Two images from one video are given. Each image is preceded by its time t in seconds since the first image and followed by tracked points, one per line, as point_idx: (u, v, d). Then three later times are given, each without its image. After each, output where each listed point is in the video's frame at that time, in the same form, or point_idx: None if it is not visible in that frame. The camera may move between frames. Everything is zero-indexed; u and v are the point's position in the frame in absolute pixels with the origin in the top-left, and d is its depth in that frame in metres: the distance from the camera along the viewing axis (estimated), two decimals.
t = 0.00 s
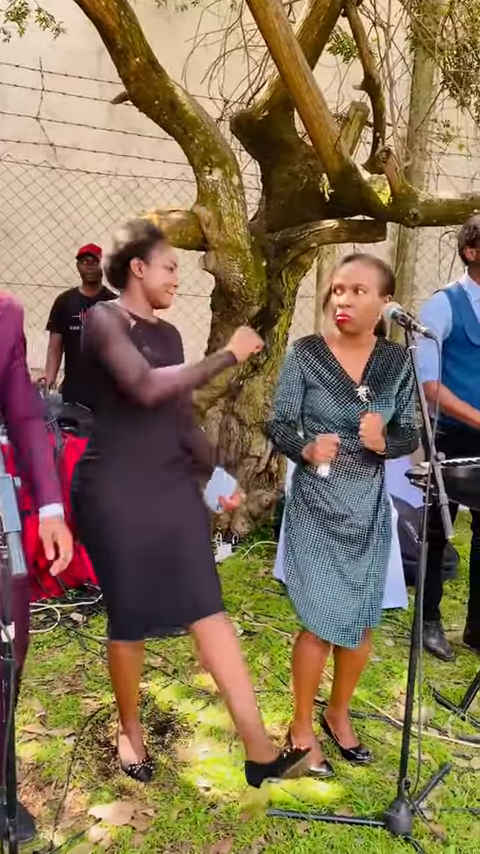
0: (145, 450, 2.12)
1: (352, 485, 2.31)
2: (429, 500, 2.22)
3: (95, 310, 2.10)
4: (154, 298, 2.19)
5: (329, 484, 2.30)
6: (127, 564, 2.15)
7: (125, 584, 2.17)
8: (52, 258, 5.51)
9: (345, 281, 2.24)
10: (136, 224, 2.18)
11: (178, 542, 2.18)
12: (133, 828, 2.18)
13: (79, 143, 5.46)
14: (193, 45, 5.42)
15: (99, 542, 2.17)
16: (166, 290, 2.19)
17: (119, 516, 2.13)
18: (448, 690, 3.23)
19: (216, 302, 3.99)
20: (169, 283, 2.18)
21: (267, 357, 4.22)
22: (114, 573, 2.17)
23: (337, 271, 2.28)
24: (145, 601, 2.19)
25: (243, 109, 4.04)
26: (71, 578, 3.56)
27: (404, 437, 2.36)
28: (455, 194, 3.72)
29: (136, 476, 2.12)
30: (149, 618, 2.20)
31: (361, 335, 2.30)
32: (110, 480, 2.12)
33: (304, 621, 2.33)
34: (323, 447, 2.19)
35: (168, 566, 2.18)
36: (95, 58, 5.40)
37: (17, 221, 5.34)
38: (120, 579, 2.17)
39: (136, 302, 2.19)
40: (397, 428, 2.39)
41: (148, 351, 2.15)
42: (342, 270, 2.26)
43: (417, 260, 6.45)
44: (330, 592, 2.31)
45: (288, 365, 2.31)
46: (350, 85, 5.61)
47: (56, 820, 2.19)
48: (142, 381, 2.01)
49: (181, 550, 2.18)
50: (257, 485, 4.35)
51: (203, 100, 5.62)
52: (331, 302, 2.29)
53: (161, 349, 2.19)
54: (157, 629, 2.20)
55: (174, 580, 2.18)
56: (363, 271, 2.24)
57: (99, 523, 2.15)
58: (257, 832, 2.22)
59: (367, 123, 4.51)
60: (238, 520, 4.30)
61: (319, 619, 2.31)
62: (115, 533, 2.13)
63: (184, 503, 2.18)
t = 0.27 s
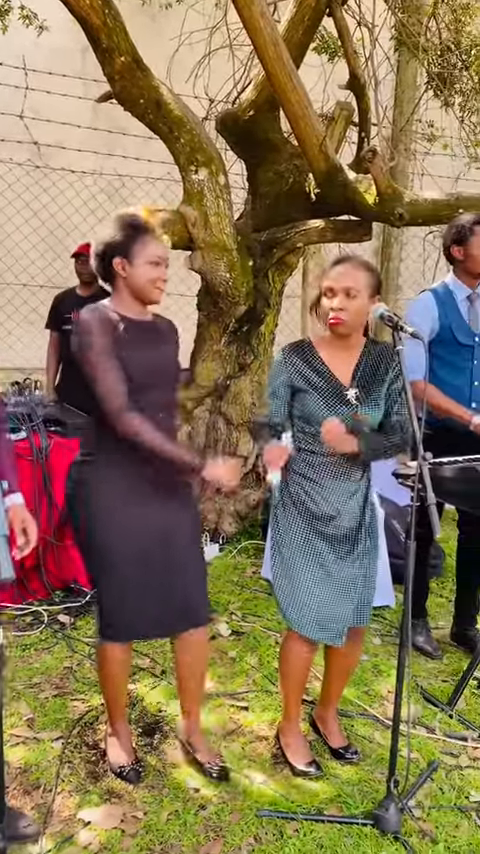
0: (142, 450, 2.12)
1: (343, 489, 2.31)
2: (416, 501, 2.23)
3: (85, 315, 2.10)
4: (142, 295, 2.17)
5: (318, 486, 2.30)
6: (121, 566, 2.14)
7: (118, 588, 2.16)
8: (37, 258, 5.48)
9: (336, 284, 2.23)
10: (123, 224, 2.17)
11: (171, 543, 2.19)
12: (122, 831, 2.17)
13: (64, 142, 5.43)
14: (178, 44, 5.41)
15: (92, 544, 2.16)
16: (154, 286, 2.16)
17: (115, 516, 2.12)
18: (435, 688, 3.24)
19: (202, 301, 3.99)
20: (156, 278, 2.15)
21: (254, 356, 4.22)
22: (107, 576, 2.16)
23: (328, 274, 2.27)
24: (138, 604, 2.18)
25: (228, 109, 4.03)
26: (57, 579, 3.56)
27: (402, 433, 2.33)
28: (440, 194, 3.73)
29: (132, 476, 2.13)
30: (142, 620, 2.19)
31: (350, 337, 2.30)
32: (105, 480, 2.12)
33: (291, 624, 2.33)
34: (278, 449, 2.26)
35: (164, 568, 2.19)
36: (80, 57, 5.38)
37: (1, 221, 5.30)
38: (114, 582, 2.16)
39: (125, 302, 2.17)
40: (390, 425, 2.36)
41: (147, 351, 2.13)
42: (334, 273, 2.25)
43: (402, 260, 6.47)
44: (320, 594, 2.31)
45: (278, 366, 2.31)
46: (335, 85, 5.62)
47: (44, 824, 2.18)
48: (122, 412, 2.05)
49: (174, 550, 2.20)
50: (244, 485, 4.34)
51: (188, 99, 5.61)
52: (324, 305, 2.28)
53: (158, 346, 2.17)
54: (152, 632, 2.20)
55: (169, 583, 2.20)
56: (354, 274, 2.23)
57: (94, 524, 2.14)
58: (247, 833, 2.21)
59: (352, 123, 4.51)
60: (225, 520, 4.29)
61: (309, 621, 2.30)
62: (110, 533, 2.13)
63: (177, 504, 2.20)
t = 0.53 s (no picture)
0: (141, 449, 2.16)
1: (326, 486, 2.30)
2: (405, 498, 2.23)
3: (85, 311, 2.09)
4: (141, 288, 2.16)
5: (301, 483, 2.28)
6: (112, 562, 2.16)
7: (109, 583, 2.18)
8: (22, 256, 5.44)
9: (352, 287, 2.19)
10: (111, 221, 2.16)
11: (162, 541, 2.23)
12: (111, 833, 2.16)
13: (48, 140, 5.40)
14: (163, 41, 5.39)
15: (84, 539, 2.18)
16: (152, 278, 2.16)
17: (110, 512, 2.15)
18: (424, 685, 3.25)
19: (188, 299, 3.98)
20: (151, 270, 2.15)
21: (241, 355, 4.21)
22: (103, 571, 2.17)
23: (334, 274, 2.21)
24: (128, 599, 2.21)
25: (214, 106, 4.02)
26: (43, 579, 3.54)
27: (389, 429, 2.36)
28: (426, 192, 3.74)
29: (129, 474, 2.16)
30: (130, 616, 2.22)
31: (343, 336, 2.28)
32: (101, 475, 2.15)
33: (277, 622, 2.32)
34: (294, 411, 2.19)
35: (155, 565, 2.24)
36: (64, 54, 5.35)
37: None
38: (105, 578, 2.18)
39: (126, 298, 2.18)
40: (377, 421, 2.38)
41: (148, 352, 2.14)
42: (341, 274, 2.20)
43: (387, 258, 6.49)
44: (307, 592, 2.31)
45: (263, 362, 2.28)
46: (320, 83, 5.62)
47: (32, 827, 2.16)
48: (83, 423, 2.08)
49: (165, 547, 2.25)
50: (231, 483, 4.34)
51: (174, 96, 5.59)
52: (328, 305, 2.21)
53: (158, 347, 2.17)
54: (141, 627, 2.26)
55: (158, 578, 2.26)
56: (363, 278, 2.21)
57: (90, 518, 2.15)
58: (237, 833, 2.20)
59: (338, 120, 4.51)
60: (213, 519, 4.28)
61: (294, 619, 2.30)
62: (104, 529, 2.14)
63: (171, 502, 2.25)
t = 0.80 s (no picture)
0: (134, 449, 2.16)
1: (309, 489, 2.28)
2: (395, 498, 2.23)
3: (79, 310, 2.09)
4: (134, 289, 2.15)
5: (287, 486, 2.27)
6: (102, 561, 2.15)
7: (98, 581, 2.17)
8: (8, 256, 5.41)
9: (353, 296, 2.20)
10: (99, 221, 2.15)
11: (152, 541, 2.23)
12: (102, 836, 2.15)
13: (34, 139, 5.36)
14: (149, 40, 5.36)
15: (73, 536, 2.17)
16: (145, 280, 2.14)
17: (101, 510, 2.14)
18: (413, 684, 3.25)
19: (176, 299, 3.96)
20: (143, 270, 2.12)
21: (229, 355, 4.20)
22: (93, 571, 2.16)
23: (333, 282, 2.19)
24: (118, 601, 2.19)
25: (201, 105, 4.01)
26: (32, 581, 3.52)
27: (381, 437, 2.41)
28: (414, 192, 3.74)
29: (121, 473, 2.15)
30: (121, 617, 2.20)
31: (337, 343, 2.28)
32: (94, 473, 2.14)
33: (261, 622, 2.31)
34: (334, 437, 2.17)
35: (145, 564, 2.23)
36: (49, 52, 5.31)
37: None
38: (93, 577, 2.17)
39: (123, 301, 2.17)
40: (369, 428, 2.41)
41: (144, 354, 2.13)
42: (340, 282, 2.19)
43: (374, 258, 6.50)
44: (292, 592, 2.30)
45: (247, 362, 2.26)
46: (307, 82, 5.61)
47: (22, 832, 2.15)
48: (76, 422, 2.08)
49: (156, 547, 2.24)
50: (220, 483, 4.33)
51: (160, 95, 5.57)
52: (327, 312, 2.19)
53: (154, 349, 2.16)
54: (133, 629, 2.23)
55: (148, 578, 2.25)
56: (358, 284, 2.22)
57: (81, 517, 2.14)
58: (228, 835, 2.20)
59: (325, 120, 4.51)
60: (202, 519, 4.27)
61: (280, 619, 2.29)
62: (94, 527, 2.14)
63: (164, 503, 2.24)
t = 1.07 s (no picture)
0: (118, 449, 2.17)
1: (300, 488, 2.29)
2: (386, 497, 2.23)
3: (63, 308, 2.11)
4: (121, 290, 2.14)
5: (281, 485, 2.27)
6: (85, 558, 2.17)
7: (80, 579, 2.18)
8: None
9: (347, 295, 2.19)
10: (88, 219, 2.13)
11: (136, 540, 2.24)
12: (93, 838, 2.13)
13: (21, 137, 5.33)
14: (137, 38, 5.34)
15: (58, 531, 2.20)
16: (130, 282, 2.13)
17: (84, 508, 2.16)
18: (405, 682, 3.25)
19: (165, 298, 3.95)
20: (128, 270, 2.11)
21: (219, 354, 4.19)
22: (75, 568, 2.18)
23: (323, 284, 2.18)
24: (100, 598, 2.20)
25: (189, 103, 4.00)
26: (21, 582, 3.50)
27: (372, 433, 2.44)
28: (403, 190, 3.75)
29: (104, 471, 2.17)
30: (104, 615, 2.21)
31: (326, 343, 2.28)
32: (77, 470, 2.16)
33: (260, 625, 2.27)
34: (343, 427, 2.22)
35: (130, 564, 2.24)
36: (36, 50, 5.29)
37: None
38: (76, 574, 2.18)
39: (109, 302, 2.18)
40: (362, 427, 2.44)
41: (128, 353, 2.13)
42: (330, 282, 2.19)
43: (363, 257, 6.51)
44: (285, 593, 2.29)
45: (236, 365, 2.21)
46: (295, 80, 5.61)
47: (13, 835, 2.13)
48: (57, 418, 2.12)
49: (140, 547, 2.25)
50: (211, 483, 4.32)
51: (148, 94, 5.55)
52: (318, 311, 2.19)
53: (141, 348, 2.15)
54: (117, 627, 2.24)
55: (134, 578, 2.26)
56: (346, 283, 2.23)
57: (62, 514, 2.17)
58: (220, 835, 2.19)
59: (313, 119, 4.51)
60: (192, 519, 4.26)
61: (278, 619, 2.27)
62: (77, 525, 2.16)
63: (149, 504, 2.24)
